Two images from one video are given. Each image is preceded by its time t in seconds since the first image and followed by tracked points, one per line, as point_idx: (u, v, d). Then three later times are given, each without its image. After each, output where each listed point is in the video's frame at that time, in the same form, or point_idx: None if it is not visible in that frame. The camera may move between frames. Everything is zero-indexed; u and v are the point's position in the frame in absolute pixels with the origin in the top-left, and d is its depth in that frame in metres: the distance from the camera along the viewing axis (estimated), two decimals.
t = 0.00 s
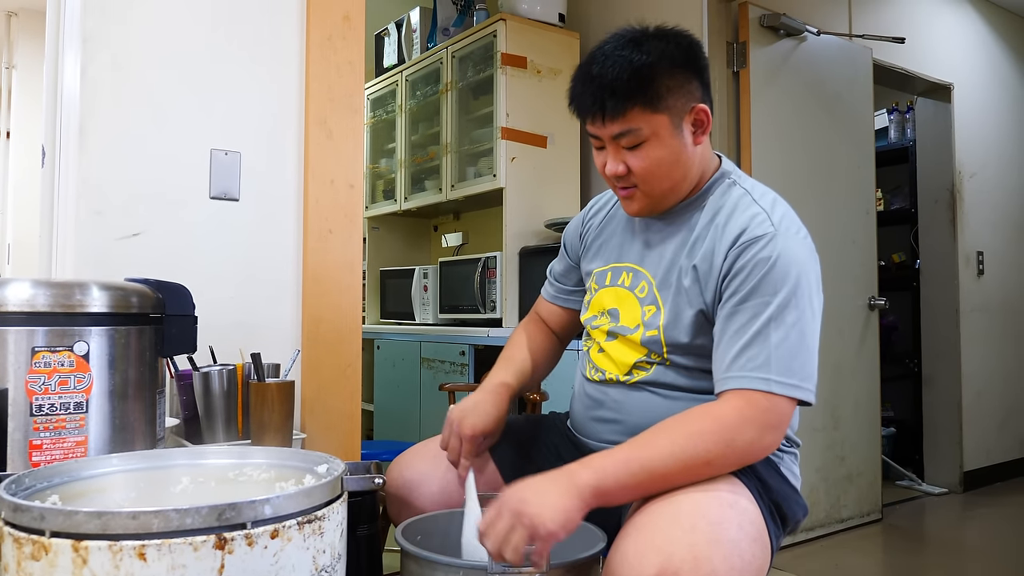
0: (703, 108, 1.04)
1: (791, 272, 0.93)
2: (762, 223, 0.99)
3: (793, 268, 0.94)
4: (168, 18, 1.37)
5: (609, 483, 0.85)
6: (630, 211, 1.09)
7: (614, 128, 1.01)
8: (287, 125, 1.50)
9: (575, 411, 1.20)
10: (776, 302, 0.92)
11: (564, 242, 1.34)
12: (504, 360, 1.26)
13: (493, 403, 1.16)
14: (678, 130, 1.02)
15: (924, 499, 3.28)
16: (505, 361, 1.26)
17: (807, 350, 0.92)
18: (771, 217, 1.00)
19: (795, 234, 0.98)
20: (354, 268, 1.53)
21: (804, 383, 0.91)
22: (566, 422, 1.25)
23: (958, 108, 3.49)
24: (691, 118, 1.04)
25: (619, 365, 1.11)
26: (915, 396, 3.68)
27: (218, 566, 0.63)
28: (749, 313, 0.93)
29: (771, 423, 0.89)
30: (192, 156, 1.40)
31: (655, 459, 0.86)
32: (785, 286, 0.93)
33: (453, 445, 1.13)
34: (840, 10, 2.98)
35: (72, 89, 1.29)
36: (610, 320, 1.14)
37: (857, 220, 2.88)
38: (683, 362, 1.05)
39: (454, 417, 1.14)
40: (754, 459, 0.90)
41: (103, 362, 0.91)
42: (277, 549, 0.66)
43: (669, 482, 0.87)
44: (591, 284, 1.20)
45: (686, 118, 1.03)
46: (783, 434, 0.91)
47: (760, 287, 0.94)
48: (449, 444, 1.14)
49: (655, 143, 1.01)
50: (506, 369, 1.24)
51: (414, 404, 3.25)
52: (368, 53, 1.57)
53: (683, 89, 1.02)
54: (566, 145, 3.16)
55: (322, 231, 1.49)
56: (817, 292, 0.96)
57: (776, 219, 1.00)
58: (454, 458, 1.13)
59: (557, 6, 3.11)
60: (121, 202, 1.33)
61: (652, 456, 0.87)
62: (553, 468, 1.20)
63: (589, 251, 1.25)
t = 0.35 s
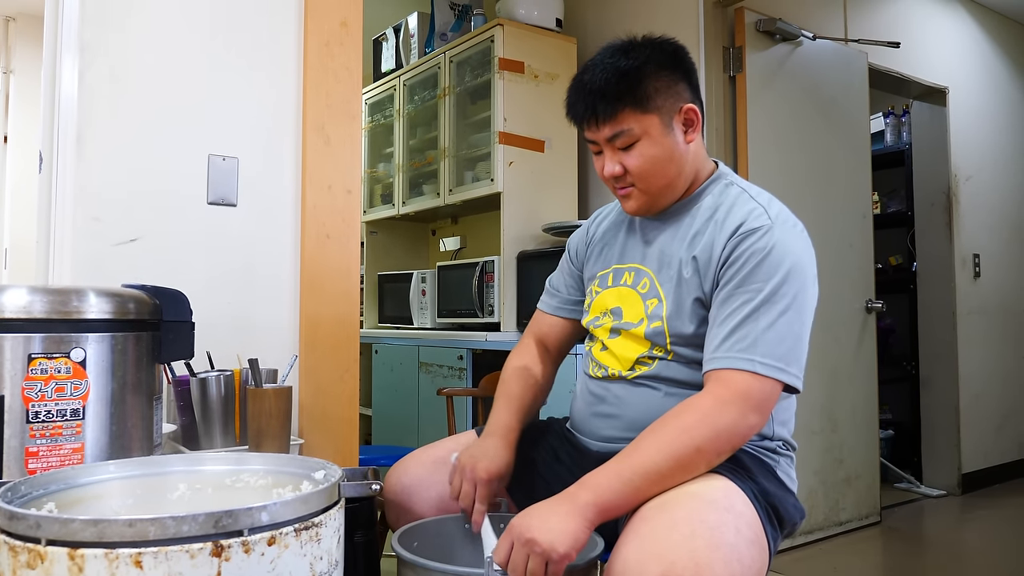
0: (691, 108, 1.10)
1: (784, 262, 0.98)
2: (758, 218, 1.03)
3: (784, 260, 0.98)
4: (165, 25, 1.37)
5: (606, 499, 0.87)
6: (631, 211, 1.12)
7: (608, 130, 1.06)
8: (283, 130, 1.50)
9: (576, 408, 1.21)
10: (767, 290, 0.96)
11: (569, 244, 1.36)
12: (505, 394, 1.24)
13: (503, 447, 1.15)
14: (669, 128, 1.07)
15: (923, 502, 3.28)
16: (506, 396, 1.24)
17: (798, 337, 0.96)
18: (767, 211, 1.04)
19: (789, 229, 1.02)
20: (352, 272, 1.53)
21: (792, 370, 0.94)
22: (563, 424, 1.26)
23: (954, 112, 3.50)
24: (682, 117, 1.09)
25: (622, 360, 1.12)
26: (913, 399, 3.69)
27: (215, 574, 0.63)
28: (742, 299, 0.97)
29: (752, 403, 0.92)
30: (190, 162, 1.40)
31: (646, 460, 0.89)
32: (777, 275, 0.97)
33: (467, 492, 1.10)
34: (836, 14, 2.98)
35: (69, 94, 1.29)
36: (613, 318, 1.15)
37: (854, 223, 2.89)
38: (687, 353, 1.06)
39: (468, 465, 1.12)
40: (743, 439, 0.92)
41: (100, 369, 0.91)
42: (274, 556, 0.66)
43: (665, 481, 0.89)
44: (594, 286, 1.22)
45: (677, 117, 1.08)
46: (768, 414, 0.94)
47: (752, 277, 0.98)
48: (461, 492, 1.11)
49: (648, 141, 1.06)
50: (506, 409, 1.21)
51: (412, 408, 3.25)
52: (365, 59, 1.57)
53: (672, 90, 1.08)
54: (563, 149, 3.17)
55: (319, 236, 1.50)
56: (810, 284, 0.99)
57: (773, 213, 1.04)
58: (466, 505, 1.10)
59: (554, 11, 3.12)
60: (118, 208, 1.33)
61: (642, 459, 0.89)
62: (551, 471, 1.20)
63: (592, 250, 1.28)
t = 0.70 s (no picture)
0: (687, 112, 1.10)
1: (775, 261, 0.99)
2: (750, 219, 1.04)
3: (773, 258, 0.99)
4: (162, 32, 1.38)
5: (601, 499, 0.88)
6: (629, 213, 1.12)
7: (605, 133, 1.08)
8: (280, 134, 1.50)
9: (577, 406, 1.21)
10: (756, 286, 0.97)
11: (574, 250, 1.37)
12: (519, 403, 1.23)
13: (529, 454, 1.14)
14: (664, 130, 1.08)
15: (922, 501, 3.28)
16: (521, 405, 1.23)
17: (788, 334, 0.96)
18: (760, 212, 1.05)
19: (782, 230, 1.03)
20: (349, 276, 1.53)
21: (780, 365, 0.95)
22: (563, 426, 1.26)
23: (950, 112, 3.51)
24: (677, 120, 1.09)
25: (621, 357, 1.12)
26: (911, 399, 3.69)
27: None
28: (731, 295, 0.98)
29: (735, 392, 0.92)
30: (187, 167, 1.40)
31: (638, 457, 0.89)
32: (766, 272, 0.98)
33: (500, 503, 1.07)
34: (832, 15, 2.99)
35: (66, 100, 1.29)
36: (612, 318, 1.15)
37: (851, 223, 2.89)
38: (684, 350, 1.06)
39: (499, 475, 1.09)
40: (730, 429, 0.93)
41: (98, 375, 0.91)
42: (273, 562, 0.66)
43: (659, 476, 0.90)
44: (595, 288, 1.22)
45: (672, 119, 1.09)
46: (756, 405, 0.94)
47: (742, 273, 0.99)
48: (494, 503, 1.08)
49: (643, 141, 1.06)
50: (523, 416, 1.21)
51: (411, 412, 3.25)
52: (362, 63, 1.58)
53: (667, 93, 1.09)
54: (561, 152, 3.17)
55: (317, 241, 1.50)
56: (802, 283, 1.00)
57: (765, 215, 1.05)
58: (500, 517, 1.07)
59: (550, 14, 3.12)
60: (116, 214, 1.33)
61: (635, 457, 0.90)
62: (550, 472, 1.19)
63: (594, 252, 1.29)
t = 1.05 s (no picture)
0: (688, 112, 1.11)
1: (775, 261, 0.99)
2: (750, 219, 1.04)
3: (774, 259, 0.99)
4: (159, 36, 1.38)
5: (606, 497, 0.87)
6: (631, 213, 1.13)
7: (607, 132, 1.08)
8: (275, 137, 1.50)
9: (576, 406, 1.21)
10: (757, 286, 0.97)
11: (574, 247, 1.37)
12: (504, 388, 1.24)
13: (503, 442, 1.15)
14: (665, 129, 1.08)
15: (921, 502, 3.28)
16: (505, 391, 1.23)
17: (788, 332, 0.97)
18: (760, 212, 1.06)
19: (783, 231, 1.03)
20: (347, 279, 1.53)
21: (780, 364, 0.95)
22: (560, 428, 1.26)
23: (947, 112, 3.52)
24: (678, 120, 1.10)
25: (620, 354, 1.12)
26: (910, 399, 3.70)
27: None
28: (733, 295, 0.98)
29: (740, 393, 0.92)
30: (184, 171, 1.40)
31: (644, 457, 0.89)
32: (766, 272, 0.98)
33: (467, 487, 1.10)
34: (828, 16, 3.00)
35: (62, 104, 1.28)
36: (612, 315, 1.15)
37: (848, 224, 2.90)
38: (684, 347, 1.07)
39: (468, 460, 1.12)
40: (731, 429, 0.93)
41: (95, 380, 0.90)
42: (271, 566, 0.66)
43: (663, 476, 0.90)
44: (595, 287, 1.22)
45: (674, 120, 1.10)
46: (755, 404, 0.94)
47: (743, 273, 0.99)
48: (463, 487, 1.12)
49: (645, 140, 1.07)
50: (505, 403, 1.21)
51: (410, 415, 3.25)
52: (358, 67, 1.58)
53: (669, 94, 1.10)
54: (558, 153, 3.17)
55: (313, 244, 1.49)
56: (801, 283, 1.00)
57: (765, 215, 1.05)
58: (468, 501, 1.11)
59: (547, 16, 3.13)
60: (113, 218, 1.33)
61: (641, 455, 0.89)
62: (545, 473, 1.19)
63: (595, 251, 1.29)
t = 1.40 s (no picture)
0: (687, 112, 1.12)
1: (781, 260, 1.00)
2: (755, 218, 1.05)
3: (780, 257, 1.00)
4: (156, 40, 1.38)
5: (621, 488, 0.89)
6: (632, 213, 1.13)
7: (607, 133, 1.09)
8: (273, 140, 1.50)
9: (578, 405, 1.22)
10: (765, 284, 0.98)
11: (574, 250, 1.37)
12: (522, 386, 1.24)
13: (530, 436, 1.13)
14: (665, 129, 1.09)
15: (922, 501, 3.29)
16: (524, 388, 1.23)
17: (795, 330, 0.98)
18: (764, 211, 1.07)
19: (787, 229, 1.04)
20: (347, 283, 1.54)
21: (788, 360, 0.96)
22: (559, 429, 1.26)
23: (944, 111, 3.53)
24: (677, 120, 1.11)
25: (624, 353, 1.12)
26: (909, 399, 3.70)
27: None
28: (741, 294, 0.99)
29: (749, 390, 0.93)
30: (182, 175, 1.40)
31: (656, 453, 0.90)
32: (774, 271, 0.99)
33: (494, 479, 1.07)
34: (825, 16, 3.00)
35: (60, 110, 1.29)
36: (615, 315, 1.15)
37: (847, 223, 2.90)
38: (689, 346, 1.07)
39: (495, 451, 1.09)
40: (742, 426, 0.94)
41: (95, 384, 0.91)
42: (273, 570, 0.66)
43: (677, 471, 0.91)
44: (597, 289, 1.23)
45: (673, 120, 1.10)
46: (766, 402, 0.96)
47: (750, 272, 1.00)
48: (488, 479, 1.08)
49: (645, 141, 1.07)
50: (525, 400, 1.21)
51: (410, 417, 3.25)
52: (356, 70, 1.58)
53: (666, 95, 1.11)
54: (556, 155, 3.17)
55: (313, 247, 1.50)
56: (807, 281, 1.01)
57: (769, 214, 1.06)
58: (493, 493, 1.07)
59: (544, 18, 3.13)
60: (113, 224, 1.33)
61: (653, 452, 0.90)
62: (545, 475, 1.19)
63: (595, 254, 1.29)
